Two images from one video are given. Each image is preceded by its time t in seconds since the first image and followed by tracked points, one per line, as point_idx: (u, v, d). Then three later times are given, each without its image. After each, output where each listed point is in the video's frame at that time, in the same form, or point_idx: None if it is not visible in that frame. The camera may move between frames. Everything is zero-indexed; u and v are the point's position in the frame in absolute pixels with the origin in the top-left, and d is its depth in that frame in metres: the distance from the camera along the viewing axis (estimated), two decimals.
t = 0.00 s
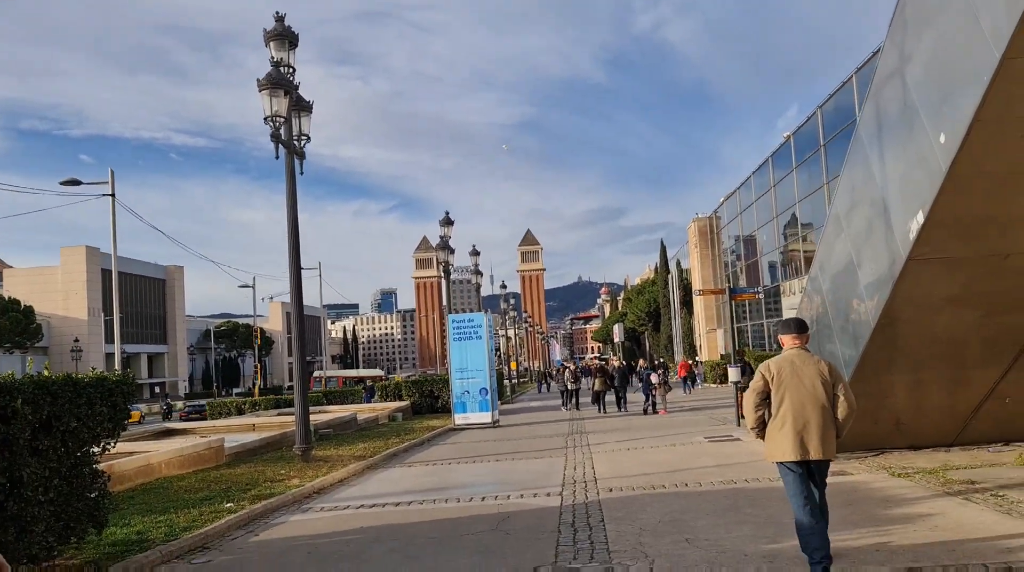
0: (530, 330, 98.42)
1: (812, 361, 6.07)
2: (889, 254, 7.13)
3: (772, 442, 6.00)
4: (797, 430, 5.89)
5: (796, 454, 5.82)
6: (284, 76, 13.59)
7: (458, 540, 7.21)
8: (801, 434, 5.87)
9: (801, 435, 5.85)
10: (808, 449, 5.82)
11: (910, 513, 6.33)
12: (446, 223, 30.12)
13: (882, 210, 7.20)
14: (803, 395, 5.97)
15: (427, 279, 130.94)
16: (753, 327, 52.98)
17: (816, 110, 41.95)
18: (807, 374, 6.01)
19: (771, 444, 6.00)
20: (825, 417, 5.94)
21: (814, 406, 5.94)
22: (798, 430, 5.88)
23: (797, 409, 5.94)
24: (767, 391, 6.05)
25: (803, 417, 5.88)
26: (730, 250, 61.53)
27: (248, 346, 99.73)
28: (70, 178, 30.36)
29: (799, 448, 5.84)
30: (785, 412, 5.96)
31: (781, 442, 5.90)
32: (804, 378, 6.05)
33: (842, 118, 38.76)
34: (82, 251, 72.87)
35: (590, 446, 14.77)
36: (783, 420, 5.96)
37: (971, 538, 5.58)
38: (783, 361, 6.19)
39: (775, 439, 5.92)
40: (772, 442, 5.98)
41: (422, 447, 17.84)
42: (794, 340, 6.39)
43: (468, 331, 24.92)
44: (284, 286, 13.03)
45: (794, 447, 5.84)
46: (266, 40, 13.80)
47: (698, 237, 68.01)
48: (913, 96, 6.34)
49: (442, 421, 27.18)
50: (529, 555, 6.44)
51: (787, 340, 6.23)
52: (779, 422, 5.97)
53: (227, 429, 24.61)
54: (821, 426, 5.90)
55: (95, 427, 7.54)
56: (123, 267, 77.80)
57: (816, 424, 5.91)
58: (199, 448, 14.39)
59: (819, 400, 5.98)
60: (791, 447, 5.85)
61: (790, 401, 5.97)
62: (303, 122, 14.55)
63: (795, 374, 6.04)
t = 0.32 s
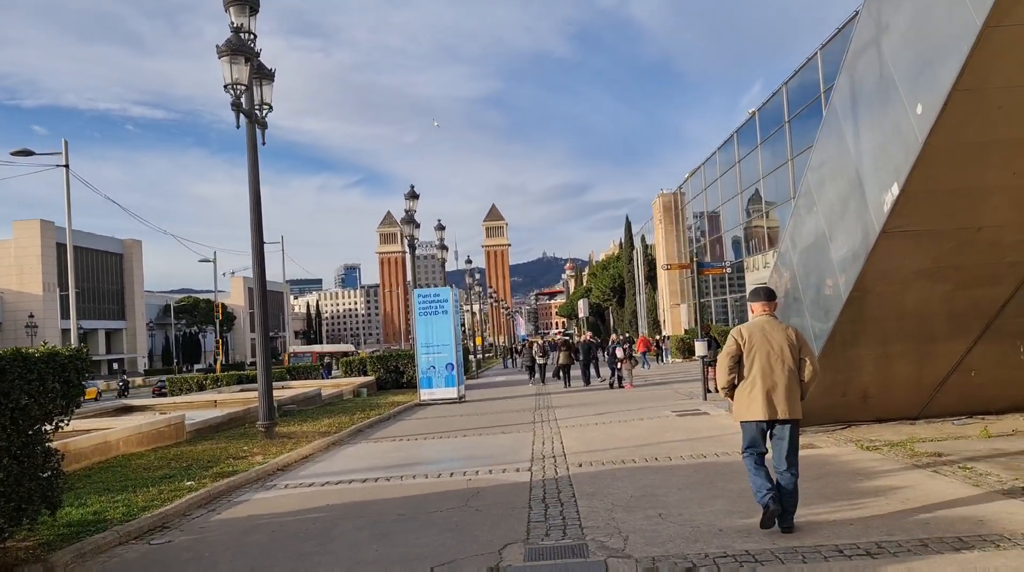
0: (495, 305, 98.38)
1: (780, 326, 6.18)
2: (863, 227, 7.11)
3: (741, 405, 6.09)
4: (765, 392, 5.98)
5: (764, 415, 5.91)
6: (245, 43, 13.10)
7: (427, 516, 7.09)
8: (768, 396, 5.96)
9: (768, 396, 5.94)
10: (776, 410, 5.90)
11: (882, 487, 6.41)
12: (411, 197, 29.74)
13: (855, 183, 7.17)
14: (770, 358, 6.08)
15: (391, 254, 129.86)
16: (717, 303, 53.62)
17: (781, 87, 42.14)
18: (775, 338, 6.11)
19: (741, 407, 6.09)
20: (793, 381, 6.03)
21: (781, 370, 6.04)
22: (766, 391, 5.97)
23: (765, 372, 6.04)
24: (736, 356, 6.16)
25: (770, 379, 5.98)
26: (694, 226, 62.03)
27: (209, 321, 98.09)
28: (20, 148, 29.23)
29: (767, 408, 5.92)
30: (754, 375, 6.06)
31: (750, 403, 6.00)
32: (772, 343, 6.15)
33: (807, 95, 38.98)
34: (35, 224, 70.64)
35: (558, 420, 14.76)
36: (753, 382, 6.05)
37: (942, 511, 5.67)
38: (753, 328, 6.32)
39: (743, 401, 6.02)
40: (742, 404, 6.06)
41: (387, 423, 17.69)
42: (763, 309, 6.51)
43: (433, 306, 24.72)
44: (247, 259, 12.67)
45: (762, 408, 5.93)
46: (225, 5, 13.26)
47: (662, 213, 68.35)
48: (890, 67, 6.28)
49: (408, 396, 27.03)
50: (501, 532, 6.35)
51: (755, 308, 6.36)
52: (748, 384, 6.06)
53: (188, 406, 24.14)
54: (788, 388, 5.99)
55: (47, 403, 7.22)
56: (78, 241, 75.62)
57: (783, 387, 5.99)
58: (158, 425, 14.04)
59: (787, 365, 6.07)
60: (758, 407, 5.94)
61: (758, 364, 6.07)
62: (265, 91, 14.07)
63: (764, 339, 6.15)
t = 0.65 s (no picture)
0: (486, 326, 98.07)
1: (762, 355, 6.09)
2: (861, 248, 6.99)
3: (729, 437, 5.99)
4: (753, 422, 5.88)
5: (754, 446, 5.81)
6: (237, 59, 12.99)
7: (415, 542, 6.85)
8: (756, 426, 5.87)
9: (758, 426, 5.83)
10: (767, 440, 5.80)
11: (882, 516, 6.27)
12: (404, 216, 29.62)
13: (853, 204, 7.06)
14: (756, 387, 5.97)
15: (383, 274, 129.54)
16: (709, 325, 53.57)
17: (774, 110, 42.33)
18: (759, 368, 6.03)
19: (728, 439, 6.00)
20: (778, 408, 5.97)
21: (769, 399, 5.94)
22: (753, 422, 5.87)
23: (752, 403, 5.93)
24: (721, 387, 6.03)
25: (757, 410, 5.87)
26: (687, 249, 62.14)
27: (199, 340, 97.34)
28: (11, 164, 29.03)
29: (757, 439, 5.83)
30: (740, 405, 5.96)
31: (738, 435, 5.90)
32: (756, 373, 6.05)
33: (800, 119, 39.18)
34: (26, 241, 70.17)
35: (549, 443, 14.53)
36: (739, 414, 5.95)
37: (947, 540, 5.54)
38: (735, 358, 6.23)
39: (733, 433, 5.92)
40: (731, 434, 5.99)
41: (376, 444, 17.40)
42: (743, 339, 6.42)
43: (425, 326, 24.53)
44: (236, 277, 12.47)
45: (750, 440, 5.84)
46: (218, 21, 13.17)
47: (655, 235, 68.41)
48: (889, 85, 6.20)
49: (397, 417, 26.71)
50: (490, 559, 6.12)
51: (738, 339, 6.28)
52: (734, 416, 5.96)
53: (174, 425, 23.76)
54: (776, 417, 5.90)
55: (19, 422, 6.99)
56: (69, 258, 75.10)
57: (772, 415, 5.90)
58: (141, 444, 13.72)
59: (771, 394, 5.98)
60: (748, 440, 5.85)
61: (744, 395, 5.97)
62: (256, 107, 13.93)
63: (748, 369, 6.05)
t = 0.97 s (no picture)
0: (483, 337, 97.80)
1: (752, 364, 6.96)
2: (870, 259, 6.84)
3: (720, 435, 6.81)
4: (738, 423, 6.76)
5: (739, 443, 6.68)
6: (234, 65, 12.86)
7: (412, 560, 6.64)
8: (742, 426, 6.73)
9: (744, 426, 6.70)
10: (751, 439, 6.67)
11: (895, 536, 6.10)
12: (401, 226, 29.48)
13: (862, 214, 6.92)
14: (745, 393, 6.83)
15: (380, 285, 129.35)
16: (707, 337, 53.40)
17: (773, 122, 42.33)
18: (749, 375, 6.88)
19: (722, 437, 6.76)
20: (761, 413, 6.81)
21: (755, 403, 6.81)
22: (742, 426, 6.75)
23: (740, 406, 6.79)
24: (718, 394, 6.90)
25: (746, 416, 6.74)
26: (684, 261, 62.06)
27: (195, 350, 96.86)
28: (8, 172, 28.87)
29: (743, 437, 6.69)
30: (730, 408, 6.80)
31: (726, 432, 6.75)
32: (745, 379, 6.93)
33: (799, 131, 39.20)
34: (23, 250, 69.90)
35: (548, 456, 14.32)
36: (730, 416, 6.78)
37: (963, 560, 5.37)
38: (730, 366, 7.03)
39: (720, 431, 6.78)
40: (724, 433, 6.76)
41: (371, 456, 17.16)
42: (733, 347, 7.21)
43: (422, 337, 24.33)
44: (231, 285, 12.29)
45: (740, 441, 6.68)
46: (215, 27, 13.04)
47: (653, 248, 68.32)
48: (901, 93, 6.09)
49: (394, 429, 26.48)
50: None
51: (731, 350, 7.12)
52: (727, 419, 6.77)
53: (168, 436, 23.49)
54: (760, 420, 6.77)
55: (4, 433, 6.81)
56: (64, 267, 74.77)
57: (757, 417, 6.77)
58: (133, 456, 13.49)
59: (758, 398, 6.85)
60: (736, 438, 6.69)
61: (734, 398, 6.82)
62: (253, 115, 13.80)
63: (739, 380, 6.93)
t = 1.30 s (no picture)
0: (482, 348, 97.51)
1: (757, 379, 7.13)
2: (887, 265, 6.71)
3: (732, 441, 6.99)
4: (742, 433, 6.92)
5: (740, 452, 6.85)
6: (235, 72, 12.75)
7: None
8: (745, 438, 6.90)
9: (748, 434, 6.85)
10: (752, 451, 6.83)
11: (919, 549, 5.95)
12: (401, 235, 29.36)
13: (879, 220, 6.78)
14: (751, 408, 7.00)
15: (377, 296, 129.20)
16: (707, 348, 53.23)
17: (773, 132, 42.32)
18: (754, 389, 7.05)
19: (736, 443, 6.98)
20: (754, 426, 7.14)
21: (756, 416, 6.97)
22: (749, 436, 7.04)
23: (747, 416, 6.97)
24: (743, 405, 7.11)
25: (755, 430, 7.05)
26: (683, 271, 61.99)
27: (193, 361, 96.54)
28: (5, 181, 28.72)
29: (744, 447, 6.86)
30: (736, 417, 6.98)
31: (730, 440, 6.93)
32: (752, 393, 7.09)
33: (800, 140, 39.17)
34: (19, 261, 69.63)
35: (552, 467, 14.10)
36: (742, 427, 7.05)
37: None
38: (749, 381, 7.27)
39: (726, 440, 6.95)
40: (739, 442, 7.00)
41: (372, 468, 16.93)
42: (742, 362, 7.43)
43: (422, 347, 24.14)
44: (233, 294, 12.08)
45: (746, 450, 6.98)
46: (216, 34, 12.93)
47: (652, 258, 68.27)
48: (920, 96, 5.98)
49: (394, 440, 26.25)
50: None
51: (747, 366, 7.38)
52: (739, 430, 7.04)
53: (165, 447, 23.24)
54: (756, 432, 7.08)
55: None
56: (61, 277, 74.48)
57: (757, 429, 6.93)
58: (130, 468, 13.26)
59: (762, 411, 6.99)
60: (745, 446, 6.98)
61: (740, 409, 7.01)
62: (254, 121, 13.66)
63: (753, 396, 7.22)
